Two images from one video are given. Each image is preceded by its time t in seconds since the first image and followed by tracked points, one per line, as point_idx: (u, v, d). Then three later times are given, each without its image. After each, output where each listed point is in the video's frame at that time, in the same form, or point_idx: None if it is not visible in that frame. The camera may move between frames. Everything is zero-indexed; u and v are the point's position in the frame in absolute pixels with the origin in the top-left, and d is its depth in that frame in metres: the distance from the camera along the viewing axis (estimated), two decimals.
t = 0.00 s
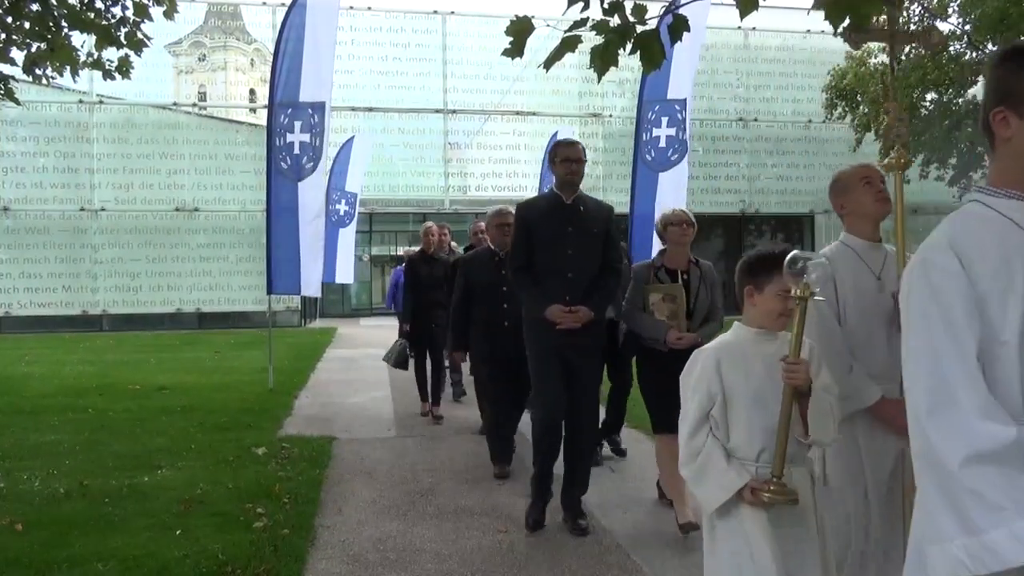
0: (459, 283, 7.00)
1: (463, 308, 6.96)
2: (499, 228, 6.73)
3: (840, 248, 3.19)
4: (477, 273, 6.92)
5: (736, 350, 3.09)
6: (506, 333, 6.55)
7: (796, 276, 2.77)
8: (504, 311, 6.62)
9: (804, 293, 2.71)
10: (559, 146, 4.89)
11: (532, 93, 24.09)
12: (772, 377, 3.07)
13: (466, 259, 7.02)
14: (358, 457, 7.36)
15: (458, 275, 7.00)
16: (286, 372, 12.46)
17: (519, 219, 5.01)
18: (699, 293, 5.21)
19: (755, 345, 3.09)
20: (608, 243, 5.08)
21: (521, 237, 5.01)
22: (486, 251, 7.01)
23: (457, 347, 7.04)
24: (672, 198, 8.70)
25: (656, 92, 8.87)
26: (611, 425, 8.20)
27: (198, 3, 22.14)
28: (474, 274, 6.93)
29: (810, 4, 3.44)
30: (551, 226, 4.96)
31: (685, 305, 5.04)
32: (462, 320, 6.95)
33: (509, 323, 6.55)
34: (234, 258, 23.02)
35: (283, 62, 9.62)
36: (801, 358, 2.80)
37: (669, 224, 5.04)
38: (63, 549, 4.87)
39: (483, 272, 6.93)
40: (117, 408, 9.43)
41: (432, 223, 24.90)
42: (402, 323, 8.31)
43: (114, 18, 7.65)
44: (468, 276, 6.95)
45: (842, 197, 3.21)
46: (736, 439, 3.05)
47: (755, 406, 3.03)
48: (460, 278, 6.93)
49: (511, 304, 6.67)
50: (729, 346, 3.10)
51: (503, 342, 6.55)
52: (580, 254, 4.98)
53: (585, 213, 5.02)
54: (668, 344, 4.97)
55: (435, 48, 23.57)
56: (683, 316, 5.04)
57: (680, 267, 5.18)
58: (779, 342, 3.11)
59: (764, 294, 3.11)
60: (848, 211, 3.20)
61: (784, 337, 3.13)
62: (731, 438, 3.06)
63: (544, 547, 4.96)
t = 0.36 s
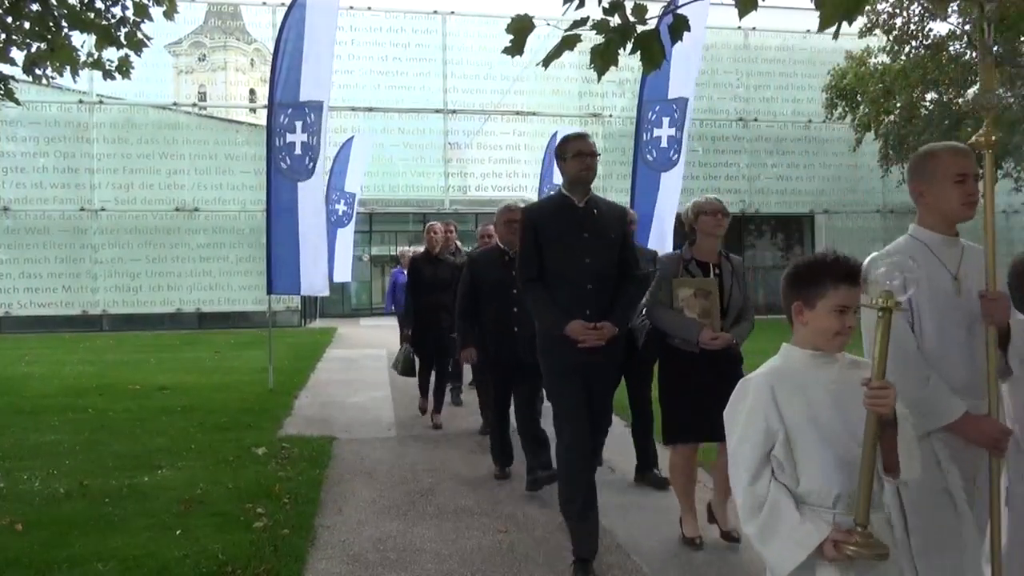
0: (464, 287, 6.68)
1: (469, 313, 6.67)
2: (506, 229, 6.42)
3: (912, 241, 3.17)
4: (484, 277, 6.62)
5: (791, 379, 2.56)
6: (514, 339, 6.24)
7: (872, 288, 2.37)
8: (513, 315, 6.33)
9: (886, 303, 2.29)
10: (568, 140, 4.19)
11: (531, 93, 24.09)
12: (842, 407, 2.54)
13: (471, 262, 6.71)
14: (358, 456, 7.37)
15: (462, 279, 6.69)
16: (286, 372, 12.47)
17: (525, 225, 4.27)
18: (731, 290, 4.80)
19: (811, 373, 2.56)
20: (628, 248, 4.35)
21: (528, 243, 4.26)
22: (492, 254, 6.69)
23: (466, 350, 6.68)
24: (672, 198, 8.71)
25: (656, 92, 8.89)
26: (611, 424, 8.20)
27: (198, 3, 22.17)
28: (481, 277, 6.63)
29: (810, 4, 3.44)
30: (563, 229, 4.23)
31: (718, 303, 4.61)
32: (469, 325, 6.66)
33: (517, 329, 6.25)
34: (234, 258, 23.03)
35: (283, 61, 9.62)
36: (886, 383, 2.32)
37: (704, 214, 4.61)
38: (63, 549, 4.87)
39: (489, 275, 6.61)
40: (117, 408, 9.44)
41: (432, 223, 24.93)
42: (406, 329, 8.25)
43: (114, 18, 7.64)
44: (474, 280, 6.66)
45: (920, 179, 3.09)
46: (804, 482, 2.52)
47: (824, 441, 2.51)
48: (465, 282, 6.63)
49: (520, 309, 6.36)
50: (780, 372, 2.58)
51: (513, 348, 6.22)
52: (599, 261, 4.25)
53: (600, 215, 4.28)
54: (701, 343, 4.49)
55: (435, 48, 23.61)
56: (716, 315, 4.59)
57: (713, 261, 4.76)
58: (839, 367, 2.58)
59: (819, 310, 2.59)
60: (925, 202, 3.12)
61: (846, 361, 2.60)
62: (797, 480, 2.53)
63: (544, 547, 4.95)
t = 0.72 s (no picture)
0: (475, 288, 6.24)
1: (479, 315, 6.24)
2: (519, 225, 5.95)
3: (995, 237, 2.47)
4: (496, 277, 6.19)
5: (903, 401, 1.98)
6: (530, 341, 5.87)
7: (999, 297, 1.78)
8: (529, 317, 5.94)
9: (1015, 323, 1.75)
10: (588, 117, 3.90)
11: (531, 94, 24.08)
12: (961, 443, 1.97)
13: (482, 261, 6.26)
14: (358, 457, 7.37)
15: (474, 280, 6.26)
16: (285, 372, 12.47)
17: (538, 211, 3.93)
18: (780, 299, 4.13)
19: (925, 398, 1.98)
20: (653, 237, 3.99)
21: (546, 230, 3.92)
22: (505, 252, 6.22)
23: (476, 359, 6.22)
24: (671, 198, 8.72)
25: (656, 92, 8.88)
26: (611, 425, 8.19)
27: (198, 3, 22.17)
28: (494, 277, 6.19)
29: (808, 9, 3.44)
30: (583, 214, 3.87)
31: (765, 313, 3.99)
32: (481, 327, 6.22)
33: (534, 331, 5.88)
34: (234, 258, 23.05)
35: (283, 62, 9.62)
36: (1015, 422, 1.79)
37: (752, 215, 4.04)
38: (62, 549, 4.87)
39: (502, 275, 6.17)
40: (117, 408, 9.44)
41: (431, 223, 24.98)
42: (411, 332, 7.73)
43: (114, 18, 7.64)
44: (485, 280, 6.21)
45: (1008, 156, 2.47)
46: (900, 534, 1.95)
47: (934, 484, 1.94)
48: (476, 283, 6.21)
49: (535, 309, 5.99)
50: (888, 392, 1.99)
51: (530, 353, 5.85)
52: (622, 252, 3.88)
53: (621, 200, 3.92)
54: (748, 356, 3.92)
55: (435, 48, 23.62)
56: (765, 325, 3.99)
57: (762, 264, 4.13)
58: (965, 395, 1.99)
59: (927, 318, 2.01)
60: (1012, 186, 2.47)
61: (968, 383, 2.01)
62: (896, 531, 1.96)
63: (543, 547, 4.96)
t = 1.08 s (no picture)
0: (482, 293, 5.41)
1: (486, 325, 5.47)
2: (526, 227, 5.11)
3: None
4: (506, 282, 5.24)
5: None
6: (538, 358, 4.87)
7: None
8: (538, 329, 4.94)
9: None
10: (639, 106, 3.49)
11: (532, 94, 24.08)
12: None
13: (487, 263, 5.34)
14: (358, 456, 7.37)
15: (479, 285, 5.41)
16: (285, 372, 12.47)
17: (577, 210, 3.53)
18: (833, 299, 3.54)
19: None
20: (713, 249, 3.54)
21: (585, 231, 3.50)
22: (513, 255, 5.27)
23: (482, 375, 5.62)
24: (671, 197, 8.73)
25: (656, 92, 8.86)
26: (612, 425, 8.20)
27: (198, 3, 22.17)
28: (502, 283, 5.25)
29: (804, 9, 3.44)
30: (626, 215, 3.45)
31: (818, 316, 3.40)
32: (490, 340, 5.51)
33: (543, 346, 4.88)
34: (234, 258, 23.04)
35: (283, 62, 9.60)
36: None
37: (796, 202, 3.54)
38: (62, 549, 4.87)
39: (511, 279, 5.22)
40: (117, 408, 9.44)
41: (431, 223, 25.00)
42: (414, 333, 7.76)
43: (114, 18, 7.64)
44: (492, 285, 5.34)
45: None
46: None
47: None
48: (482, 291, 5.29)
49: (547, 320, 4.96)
50: None
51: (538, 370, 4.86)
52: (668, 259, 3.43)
53: (674, 201, 3.50)
54: (799, 366, 3.34)
55: (435, 49, 23.62)
56: (816, 330, 3.40)
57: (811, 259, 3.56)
58: None
59: None
60: None
61: None
62: None
63: (543, 547, 4.96)
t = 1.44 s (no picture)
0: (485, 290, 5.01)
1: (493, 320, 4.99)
2: (537, 215, 4.87)
3: None
4: (515, 277, 4.93)
5: None
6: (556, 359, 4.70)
7: None
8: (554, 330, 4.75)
9: None
10: (686, 80, 3.11)
11: (532, 94, 24.09)
12: None
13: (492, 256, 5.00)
14: (358, 457, 7.37)
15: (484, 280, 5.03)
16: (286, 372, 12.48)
17: (616, 195, 3.13)
18: (900, 298, 3.23)
19: None
20: (766, 240, 3.20)
21: (623, 221, 3.11)
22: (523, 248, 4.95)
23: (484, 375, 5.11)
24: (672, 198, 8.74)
25: (657, 93, 8.84)
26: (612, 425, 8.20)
27: (198, 3, 22.12)
28: (511, 280, 4.94)
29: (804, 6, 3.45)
30: (669, 205, 3.08)
31: (886, 318, 3.12)
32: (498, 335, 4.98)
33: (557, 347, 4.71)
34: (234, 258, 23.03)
35: (283, 62, 9.60)
36: None
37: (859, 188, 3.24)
38: (62, 550, 4.87)
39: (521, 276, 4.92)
40: (117, 408, 9.45)
41: (431, 223, 25.03)
42: (420, 337, 7.68)
43: (115, 18, 7.65)
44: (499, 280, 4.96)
45: None
46: None
47: None
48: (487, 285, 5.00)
49: (562, 319, 4.76)
50: None
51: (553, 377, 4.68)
52: (717, 252, 3.08)
53: (725, 185, 3.15)
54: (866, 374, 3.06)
55: (435, 49, 23.63)
56: (885, 331, 3.12)
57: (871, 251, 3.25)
58: None
59: None
60: None
61: None
62: None
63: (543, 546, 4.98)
